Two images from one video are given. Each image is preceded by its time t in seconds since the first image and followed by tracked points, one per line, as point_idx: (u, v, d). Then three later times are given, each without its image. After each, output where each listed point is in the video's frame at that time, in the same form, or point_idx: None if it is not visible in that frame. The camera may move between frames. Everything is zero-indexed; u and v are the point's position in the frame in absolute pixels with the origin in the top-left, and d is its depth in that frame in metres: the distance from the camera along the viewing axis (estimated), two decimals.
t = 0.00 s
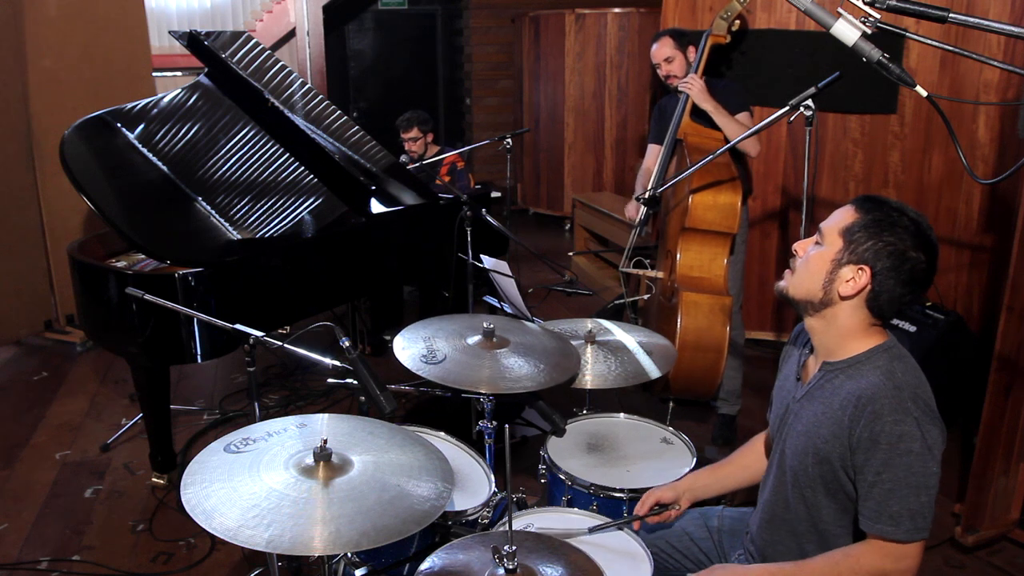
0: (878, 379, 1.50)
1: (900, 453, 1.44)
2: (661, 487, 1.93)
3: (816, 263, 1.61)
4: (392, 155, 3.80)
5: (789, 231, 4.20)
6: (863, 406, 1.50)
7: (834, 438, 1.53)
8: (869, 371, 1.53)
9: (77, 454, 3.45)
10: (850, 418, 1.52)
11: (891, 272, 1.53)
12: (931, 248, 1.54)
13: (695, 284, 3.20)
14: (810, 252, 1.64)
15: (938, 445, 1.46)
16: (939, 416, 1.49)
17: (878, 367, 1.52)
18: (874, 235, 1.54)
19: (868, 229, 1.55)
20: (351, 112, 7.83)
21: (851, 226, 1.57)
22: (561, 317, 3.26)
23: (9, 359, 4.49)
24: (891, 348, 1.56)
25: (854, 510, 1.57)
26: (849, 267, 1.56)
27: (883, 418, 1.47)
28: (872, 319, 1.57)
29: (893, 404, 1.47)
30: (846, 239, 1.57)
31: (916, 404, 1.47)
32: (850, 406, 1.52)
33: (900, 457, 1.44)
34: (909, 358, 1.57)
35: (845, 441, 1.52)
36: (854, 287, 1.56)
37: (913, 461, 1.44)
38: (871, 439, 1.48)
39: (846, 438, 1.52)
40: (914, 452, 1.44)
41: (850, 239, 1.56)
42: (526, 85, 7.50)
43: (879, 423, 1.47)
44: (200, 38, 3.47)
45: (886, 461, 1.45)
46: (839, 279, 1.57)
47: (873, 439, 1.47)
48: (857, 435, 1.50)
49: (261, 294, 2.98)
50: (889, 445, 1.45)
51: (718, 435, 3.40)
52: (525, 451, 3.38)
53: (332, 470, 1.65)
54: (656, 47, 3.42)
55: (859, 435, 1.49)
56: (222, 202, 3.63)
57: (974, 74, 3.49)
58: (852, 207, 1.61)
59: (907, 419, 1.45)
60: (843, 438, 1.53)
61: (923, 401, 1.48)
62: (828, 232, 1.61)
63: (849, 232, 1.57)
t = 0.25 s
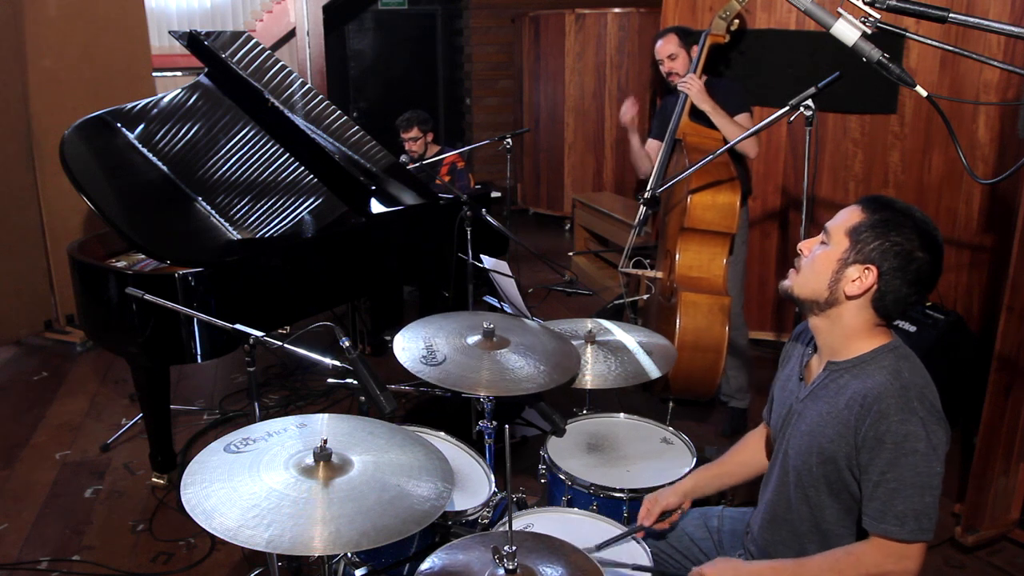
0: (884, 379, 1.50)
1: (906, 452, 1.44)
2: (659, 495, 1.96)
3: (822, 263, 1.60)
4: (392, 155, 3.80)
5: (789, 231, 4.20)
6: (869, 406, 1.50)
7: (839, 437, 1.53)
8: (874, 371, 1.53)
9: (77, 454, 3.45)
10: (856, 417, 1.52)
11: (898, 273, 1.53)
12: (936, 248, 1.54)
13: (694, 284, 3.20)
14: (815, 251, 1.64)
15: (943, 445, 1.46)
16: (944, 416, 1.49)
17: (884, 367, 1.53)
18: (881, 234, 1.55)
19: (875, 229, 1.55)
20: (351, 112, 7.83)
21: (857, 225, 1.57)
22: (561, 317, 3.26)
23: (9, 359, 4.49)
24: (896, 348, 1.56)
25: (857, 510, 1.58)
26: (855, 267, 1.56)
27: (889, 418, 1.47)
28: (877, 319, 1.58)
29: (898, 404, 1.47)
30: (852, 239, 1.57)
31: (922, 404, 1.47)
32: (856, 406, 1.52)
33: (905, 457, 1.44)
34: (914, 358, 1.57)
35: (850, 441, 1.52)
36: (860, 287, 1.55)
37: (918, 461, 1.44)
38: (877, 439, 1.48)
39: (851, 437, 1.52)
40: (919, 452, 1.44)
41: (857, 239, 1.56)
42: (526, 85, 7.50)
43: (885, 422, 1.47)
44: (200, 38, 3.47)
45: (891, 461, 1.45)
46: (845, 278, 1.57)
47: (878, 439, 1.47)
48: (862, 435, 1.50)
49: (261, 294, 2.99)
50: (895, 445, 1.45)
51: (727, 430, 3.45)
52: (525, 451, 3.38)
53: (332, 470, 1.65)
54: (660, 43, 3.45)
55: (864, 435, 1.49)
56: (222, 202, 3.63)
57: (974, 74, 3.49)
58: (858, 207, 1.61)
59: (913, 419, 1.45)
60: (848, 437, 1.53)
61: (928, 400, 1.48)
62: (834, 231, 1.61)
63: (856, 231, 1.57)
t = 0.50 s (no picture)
0: (887, 378, 1.50)
1: (910, 452, 1.44)
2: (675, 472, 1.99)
3: (828, 260, 1.60)
4: (392, 156, 3.80)
5: (789, 231, 4.20)
6: (872, 405, 1.50)
7: (842, 437, 1.53)
8: (877, 370, 1.53)
9: (77, 454, 3.45)
10: (859, 417, 1.52)
11: (903, 272, 1.53)
12: (943, 249, 1.54)
13: (694, 285, 3.20)
14: (820, 250, 1.64)
15: (946, 444, 1.46)
16: (947, 415, 1.49)
17: (887, 366, 1.52)
18: (888, 234, 1.54)
19: (881, 229, 1.55)
20: (351, 112, 7.83)
21: (864, 224, 1.57)
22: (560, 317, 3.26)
23: (9, 359, 4.49)
24: (899, 348, 1.56)
25: (859, 510, 1.58)
26: (861, 266, 1.56)
27: (892, 417, 1.47)
28: (880, 318, 1.58)
29: (902, 403, 1.47)
30: (858, 238, 1.57)
31: (925, 403, 1.47)
32: (858, 405, 1.52)
33: (909, 456, 1.44)
34: (916, 358, 1.57)
35: (853, 440, 1.52)
36: (865, 285, 1.55)
37: (922, 461, 1.44)
38: (880, 438, 1.47)
39: (854, 437, 1.52)
40: (923, 451, 1.44)
41: (863, 237, 1.56)
42: (526, 85, 7.50)
43: (889, 422, 1.47)
44: (200, 38, 3.47)
45: (895, 461, 1.45)
46: (850, 277, 1.57)
47: (882, 438, 1.47)
48: (865, 435, 1.50)
49: (261, 294, 2.99)
50: (898, 445, 1.45)
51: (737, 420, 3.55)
52: (525, 451, 3.38)
53: (332, 470, 1.65)
54: (665, 43, 3.51)
55: (868, 434, 1.49)
56: (222, 202, 3.63)
57: (973, 74, 3.49)
58: (866, 206, 1.61)
59: (917, 418, 1.45)
60: (851, 437, 1.52)
61: (931, 400, 1.48)
62: (839, 230, 1.60)
63: (862, 230, 1.57)
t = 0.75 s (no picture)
0: (886, 378, 1.50)
1: (910, 452, 1.44)
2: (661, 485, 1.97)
3: (827, 260, 1.60)
4: (392, 156, 3.80)
5: (789, 231, 4.20)
6: (872, 405, 1.50)
7: (842, 436, 1.53)
8: (877, 370, 1.53)
9: (77, 454, 3.45)
10: (859, 417, 1.52)
11: (902, 272, 1.53)
12: (942, 249, 1.54)
13: (696, 286, 3.20)
14: (819, 250, 1.64)
15: (947, 443, 1.46)
16: (947, 414, 1.49)
17: (887, 366, 1.52)
18: (886, 234, 1.54)
19: (880, 229, 1.55)
20: (351, 112, 7.83)
21: (863, 224, 1.57)
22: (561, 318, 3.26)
23: (9, 359, 4.49)
24: (898, 348, 1.56)
25: (860, 509, 1.57)
26: (860, 266, 1.56)
27: (892, 417, 1.47)
28: (880, 318, 1.57)
29: (902, 403, 1.47)
30: (857, 238, 1.57)
31: (925, 403, 1.47)
32: (858, 405, 1.52)
33: (910, 455, 1.44)
34: (916, 357, 1.57)
35: (854, 440, 1.52)
36: (864, 286, 1.55)
37: (923, 460, 1.44)
38: (881, 438, 1.47)
39: (854, 437, 1.52)
40: (923, 450, 1.44)
41: (862, 238, 1.56)
42: (526, 85, 7.50)
43: (889, 421, 1.47)
44: (200, 38, 3.47)
45: (895, 460, 1.45)
46: (849, 277, 1.57)
47: (882, 438, 1.47)
48: (865, 435, 1.50)
49: (261, 294, 2.98)
50: (898, 444, 1.45)
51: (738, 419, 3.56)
52: (525, 451, 3.38)
53: (332, 470, 1.65)
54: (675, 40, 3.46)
55: (868, 434, 1.49)
56: (222, 202, 3.63)
57: (973, 74, 3.49)
58: (864, 206, 1.61)
59: (917, 417, 1.45)
60: (851, 437, 1.52)
61: (931, 399, 1.48)
62: (838, 230, 1.60)
63: (861, 230, 1.57)
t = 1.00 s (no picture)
0: (885, 377, 1.50)
1: (909, 451, 1.44)
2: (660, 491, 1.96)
3: (823, 260, 1.60)
4: (392, 156, 3.80)
5: (789, 231, 4.20)
6: (871, 405, 1.50)
7: (842, 436, 1.53)
8: (875, 370, 1.53)
9: (77, 454, 3.45)
10: (858, 416, 1.52)
11: (898, 271, 1.53)
12: (936, 246, 1.55)
13: (697, 288, 3.19)
14: (816, 250, 1.64)
15: (945, 442, 1.46)
16: (946, 414, 1.49)
17: (885, 365, 1.52)
18: (882, 233, 1.55)
19: (875, 228, 1.55)
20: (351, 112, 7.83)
21: (858, 224, 1.57)
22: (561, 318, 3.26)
23: (9, 359, 4.49)
24: (897, 347, 1.56)
25: (859, 509, 1.58)
26: (856, 266, 1.56)
27: (890, 416, 1.47)
28: (878, 317, 1.57)
29: (900, 402, 1.47)
30: (853, 237, 1.57)
31: (924, 402, 1.47)
32: (857, 405, 1.52)
33: (909, 455, 1.44)
34: (915, 357, 1.57)
35: (853, 439, 1.52)
36: (860, 285, 1.55)
37: (921, 459, 1.44)
38: (879, 438, 1.47)
39: (853, 436, 1.52)
40: (922, 450, 1.44)
41: (858, 237, 1.56)
42: (526, 85, 7.50)
43: (887, 421, 1.47)
44: (200, 38, 3.47)
45: (894, 460, 1.45)
46: (846, 276, 1.57)
47: (881, 437, 1.47)
48: (864, 435, 1.50)
49: (260, 294, 2.98)
50: (897, 444, 1.45)
51: (738, 419, 3.56)
52: (525, 451, 3.38)
53: (333, 470, 1.65)
54: (694, 32, 3.45)
55: (867, 434, 1.49)
56: (222, 202, 3.63)
57: (974, 74, 3.50)
58: (858, 206, 1.61)
59: (915, 417, 1.45)
60: (850, 437, 1.52)
61: (930, 398, 1.48)
62: (834, 230, 1.61)
63: (856, 230, 1.57)
